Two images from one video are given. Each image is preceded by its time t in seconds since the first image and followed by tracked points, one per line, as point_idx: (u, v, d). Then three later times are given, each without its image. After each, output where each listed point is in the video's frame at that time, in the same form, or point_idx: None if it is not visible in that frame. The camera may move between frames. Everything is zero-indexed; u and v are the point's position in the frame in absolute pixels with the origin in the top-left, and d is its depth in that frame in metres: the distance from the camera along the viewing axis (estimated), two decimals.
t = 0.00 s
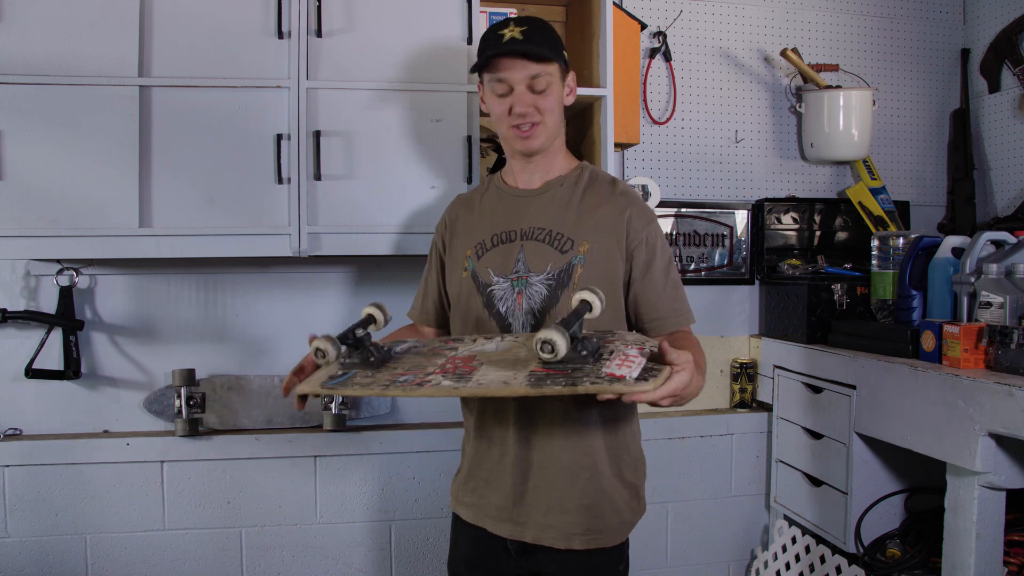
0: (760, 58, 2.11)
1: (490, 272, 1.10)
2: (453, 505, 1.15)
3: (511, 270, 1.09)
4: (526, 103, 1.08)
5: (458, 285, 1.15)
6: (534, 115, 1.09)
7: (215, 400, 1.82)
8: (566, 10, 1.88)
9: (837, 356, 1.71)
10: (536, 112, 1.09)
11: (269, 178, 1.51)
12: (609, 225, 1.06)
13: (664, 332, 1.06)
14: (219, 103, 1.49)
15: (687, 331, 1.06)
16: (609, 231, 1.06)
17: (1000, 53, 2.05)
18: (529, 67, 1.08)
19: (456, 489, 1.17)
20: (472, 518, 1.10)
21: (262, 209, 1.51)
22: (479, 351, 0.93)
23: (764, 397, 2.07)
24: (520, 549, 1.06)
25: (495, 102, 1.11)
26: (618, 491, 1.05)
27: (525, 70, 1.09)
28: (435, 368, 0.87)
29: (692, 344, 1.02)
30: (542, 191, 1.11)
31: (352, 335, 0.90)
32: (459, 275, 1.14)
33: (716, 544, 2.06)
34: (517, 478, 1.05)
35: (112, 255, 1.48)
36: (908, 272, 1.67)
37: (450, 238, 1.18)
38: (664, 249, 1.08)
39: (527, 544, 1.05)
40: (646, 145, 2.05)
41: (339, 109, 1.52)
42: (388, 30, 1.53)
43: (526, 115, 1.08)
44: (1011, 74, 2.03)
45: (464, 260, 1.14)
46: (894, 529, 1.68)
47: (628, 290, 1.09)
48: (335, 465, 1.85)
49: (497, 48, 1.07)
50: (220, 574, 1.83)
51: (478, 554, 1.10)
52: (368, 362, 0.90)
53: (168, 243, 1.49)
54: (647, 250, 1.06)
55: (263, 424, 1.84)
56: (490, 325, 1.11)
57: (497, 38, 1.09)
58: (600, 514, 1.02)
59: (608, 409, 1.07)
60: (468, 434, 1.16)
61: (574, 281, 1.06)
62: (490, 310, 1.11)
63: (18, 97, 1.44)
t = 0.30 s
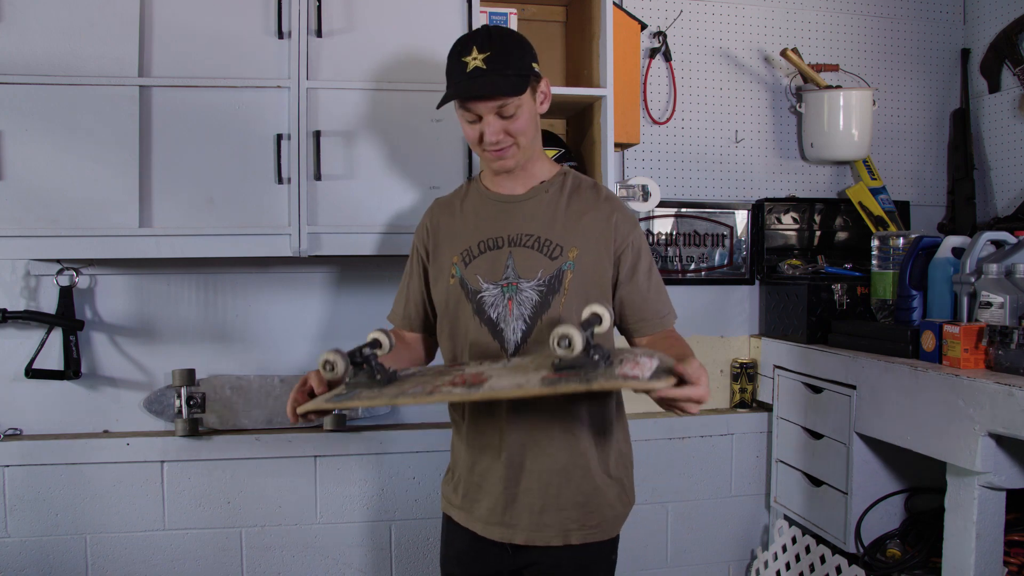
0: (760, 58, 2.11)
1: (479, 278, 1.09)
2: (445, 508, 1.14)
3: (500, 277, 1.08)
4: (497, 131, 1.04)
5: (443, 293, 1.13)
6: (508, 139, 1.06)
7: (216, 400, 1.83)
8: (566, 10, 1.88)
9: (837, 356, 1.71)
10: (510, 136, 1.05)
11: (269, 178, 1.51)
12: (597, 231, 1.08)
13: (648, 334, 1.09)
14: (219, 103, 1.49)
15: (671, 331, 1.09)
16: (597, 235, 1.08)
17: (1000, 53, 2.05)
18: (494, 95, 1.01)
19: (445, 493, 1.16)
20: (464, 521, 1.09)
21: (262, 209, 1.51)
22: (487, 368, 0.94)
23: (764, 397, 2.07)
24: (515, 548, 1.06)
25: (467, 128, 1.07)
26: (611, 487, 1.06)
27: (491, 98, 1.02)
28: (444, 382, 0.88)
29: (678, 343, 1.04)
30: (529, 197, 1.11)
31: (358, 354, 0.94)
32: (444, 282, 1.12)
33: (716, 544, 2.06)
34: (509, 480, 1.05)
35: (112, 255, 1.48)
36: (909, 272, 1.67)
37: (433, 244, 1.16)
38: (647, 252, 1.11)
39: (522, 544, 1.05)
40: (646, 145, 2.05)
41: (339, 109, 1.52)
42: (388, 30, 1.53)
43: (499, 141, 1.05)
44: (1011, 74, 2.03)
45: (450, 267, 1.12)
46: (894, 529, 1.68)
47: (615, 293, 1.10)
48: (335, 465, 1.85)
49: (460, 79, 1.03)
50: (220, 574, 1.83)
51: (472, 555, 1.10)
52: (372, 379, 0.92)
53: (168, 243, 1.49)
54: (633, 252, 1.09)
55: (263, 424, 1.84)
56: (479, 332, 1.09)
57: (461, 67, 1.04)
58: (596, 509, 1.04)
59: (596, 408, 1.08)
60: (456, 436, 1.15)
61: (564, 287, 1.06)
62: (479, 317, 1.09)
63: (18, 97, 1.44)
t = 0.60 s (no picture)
0: (760, 58, 2.11)
1: (478, 277, 1.09)
2: (432, 510, 1.14)
3: (500, 277, 1.08)
4: (502, 133, 1.04)
5: (441, 289, 1.12)
6: (511, 137, 1.05)
7: (216, 400, 1.83)
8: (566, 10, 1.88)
9: (837, 356, 1.71)
10: (513, 135, 1.05)
11: (269, 178, 1.51)
12: (599, 236, 1.08)
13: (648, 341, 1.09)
14: (219, 102, 1.49)
15: (669, 340, 1.09)
16: (599, 240, 1.08)
17: (1000, 53, 2.05)
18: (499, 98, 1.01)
19: (433, 495, 1.15)
20: (453, 522, 1.08)
21: (262, 209, 1.51)
22: (497, 420, 0.96)
23: (764, 397, 2.07)
24: (506, 550, 1.06)
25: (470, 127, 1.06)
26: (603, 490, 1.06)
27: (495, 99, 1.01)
28: (454, 435, 0.90)
29: (677, 355, 1.05)
30: (532, 198, 1.11)
31: (367, 391, 0.94)
32: (442, 279, 1.12)
33: (716, 544, 2.06)
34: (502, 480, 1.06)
35: (112, 255, 1.48)
36: (908, 272, 1.67)
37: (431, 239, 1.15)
38: (649, 259, 1.11)
39: (513, 544, 1.05)
40: (646, 145, 2.05)
41: (339, 110, 1.52)
42: (388, 30, 1.53)
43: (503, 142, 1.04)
44: (1011, 74, 2.03)
45: (449, 264, 1.12)
46: (894, 529, 1.68)
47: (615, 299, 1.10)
48: (336, 464, 1.85)
49: (465, 76, 1.02)
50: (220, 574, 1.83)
51: (461, 558, 1.08)
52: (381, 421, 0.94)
53: (168, 243, 1.49)
54: (635, 260, 1.09)
55: (263, 424, 1.84)
56: (476, 331, 1.09)
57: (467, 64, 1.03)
58: (589, 511, 1.05)
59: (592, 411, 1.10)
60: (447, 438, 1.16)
61: (564, 290, 1.07)
62: (477, 316, 1.09)
63: (17, 97, 1.44)
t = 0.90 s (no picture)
0: (760, 58, 2.11)
1: (481, 276, 1.09)
2: (427, 506, 1.14)
3: (504, 277, 1.08)
4: (547, 131, 1.04)
5: (443, 285, 1.12)
6: (552, 137, 1.06)
7: (216, 399, 1.83)
8: (566, 10, 1.88)
9: (836, 356, 1.71)
10: (554, 135, 1.05)
11: (269, 178, 1.51)
12: (608, 245, 1.08)
13: (647, 352, 1.09)
14: (219, 102, 1.49)
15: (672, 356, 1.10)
16: (607, 248, 1.08)
17: (1000, 53, 2.05)
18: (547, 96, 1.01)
19: (429, 495, 1.16)
20: (447, 520, 1.09)
21: (262, 209, 1.51)
22: (490, 424, 0.96)
23: (764, 397, 2.07)
24: (501, 556, 1.05)
25: (508, 125, 1.05)
26: (602, 497, 1.07)
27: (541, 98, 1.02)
28: (447, 431, 0.91)
29: (678, 371, 1.07)
30: (541, 200, 1.11)
31: (363, 390, 0.95)
32: (446, 276, 1.12)
33: (716, 544, 2.06)
34: (501, 481, 1.06)
35: (112, 255, 1.48)
36: (908, 272, 1.67)
37: (437, 233, 1.15)
38: (658, 273, 1.11)
39: (507, 549, 1.04)
40: (646, 145, 2.05)
41: (339, 109, 1.52)
42: (388, 30, 1.53)
43: (546, 141, 1.05)
44: (1011, 74, 2.03)
45: (453, 261, 1.12)
46: (894, 529, 1.68)
47: (619, 310, 1.10)
48: (336, 464, 1.85)
49: (512, 72, 1.00)
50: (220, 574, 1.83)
51: (454, 559, 1.08)
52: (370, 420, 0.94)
53: (168, 243, 1.49)
54: (643, 271, 1.09)
55: (263, 424, 1.84)
56: (476, 331, 1.09)
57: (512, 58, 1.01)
58: (585, 520, 1.04)
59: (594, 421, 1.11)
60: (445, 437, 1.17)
61: (568, 296, 1.07)
62: (478, 316, 1.09)
63: (18, 98, 1.44)
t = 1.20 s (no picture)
0: (760, 58, 2.11)
1: (474, 273, 1.09)
2: (417, 511, 1.13)
3: (498, 274, 1.08)
4: (542, 124, 1.06)
5: (435, 284, 1.11)
6: (546, 131, 1.07)
7: (216, 400, 1.83)
8: (566, 11, 1.88)
9: (837, 356, 1.71)
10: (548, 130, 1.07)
11: (270, 178, 1.51)
12: (600, 238, 1.09)
13: (642, 343, 1.12)
14: (219, 103, 1.49)
15: (665, 345, 1.12)
16: (600, 241, 1.08)
17: (1000, 53, 2.05)
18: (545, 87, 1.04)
19: (419, 497, 1.14)
20: (440, 525, 1.08)
21: (262, 209, 1.51)
22: (487, 418, 0.97)
23: (764, 397, 2.07)
24: (499, 557, 1.05)
25: (503, 118, 1.07)
26: (598, 497, 1.08)
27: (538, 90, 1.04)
28: (444, 427, 0.91)
29: (670, 359, 1.09)
30: (532, 195, 1.11)
31: (357, 394, 0.95)
32: (437, 275, 1.11)
33: (716, 544, 2.06)
34: (494, 484, 1.06)
35: (112, 255, 1.48)
36: (909, 273, 1.67)
37: (426, 233, 1.14)
38: (649, 263, 1.13)
39: (505, 551, 1.05)
40: (646, 145, 2.05)
41: (339, 110, 1.52)
42: (388, 30, 1.53)
43: (541, 134, 1.06)
44: (1011, 74, 2.03)
45: (444, 259, 1.11)
46: (894, 529, 1.68)
47: (614, 302, 1.12)
48: (337, 464, 1.85)
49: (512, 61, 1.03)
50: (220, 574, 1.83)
51: (450, 564, 1.07)
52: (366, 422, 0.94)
53: (168, 243, 1.49)
54: (636, 263, 1.10)
55: (263, 425, 1.85)
56: (471, 329, 1.08)
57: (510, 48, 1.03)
58: (582, 518, 1.05)
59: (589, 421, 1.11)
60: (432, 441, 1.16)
61: (564, 289, 1.07)
62: (472, 314, 1.08)
63: (18, 97, 1.44)
